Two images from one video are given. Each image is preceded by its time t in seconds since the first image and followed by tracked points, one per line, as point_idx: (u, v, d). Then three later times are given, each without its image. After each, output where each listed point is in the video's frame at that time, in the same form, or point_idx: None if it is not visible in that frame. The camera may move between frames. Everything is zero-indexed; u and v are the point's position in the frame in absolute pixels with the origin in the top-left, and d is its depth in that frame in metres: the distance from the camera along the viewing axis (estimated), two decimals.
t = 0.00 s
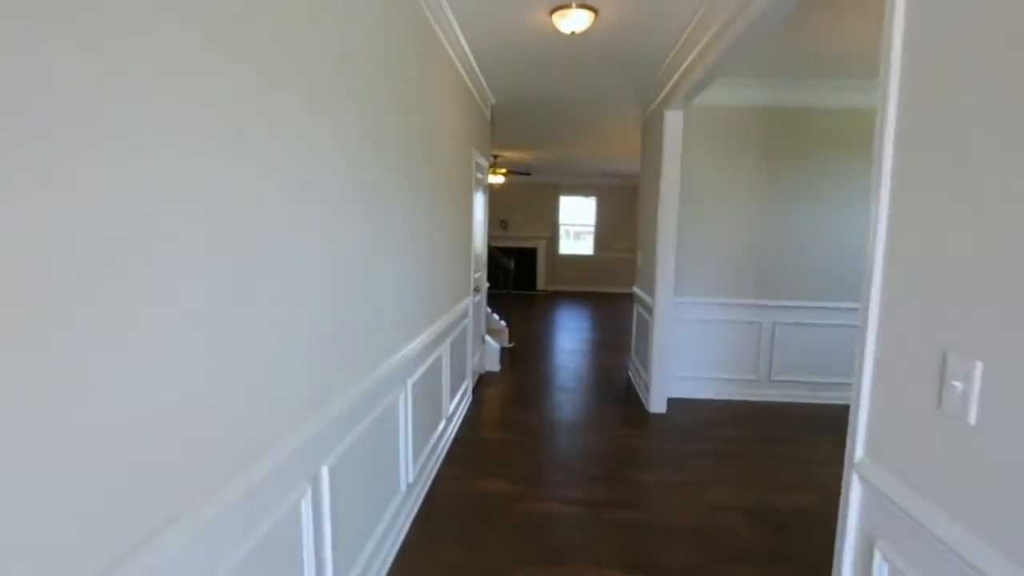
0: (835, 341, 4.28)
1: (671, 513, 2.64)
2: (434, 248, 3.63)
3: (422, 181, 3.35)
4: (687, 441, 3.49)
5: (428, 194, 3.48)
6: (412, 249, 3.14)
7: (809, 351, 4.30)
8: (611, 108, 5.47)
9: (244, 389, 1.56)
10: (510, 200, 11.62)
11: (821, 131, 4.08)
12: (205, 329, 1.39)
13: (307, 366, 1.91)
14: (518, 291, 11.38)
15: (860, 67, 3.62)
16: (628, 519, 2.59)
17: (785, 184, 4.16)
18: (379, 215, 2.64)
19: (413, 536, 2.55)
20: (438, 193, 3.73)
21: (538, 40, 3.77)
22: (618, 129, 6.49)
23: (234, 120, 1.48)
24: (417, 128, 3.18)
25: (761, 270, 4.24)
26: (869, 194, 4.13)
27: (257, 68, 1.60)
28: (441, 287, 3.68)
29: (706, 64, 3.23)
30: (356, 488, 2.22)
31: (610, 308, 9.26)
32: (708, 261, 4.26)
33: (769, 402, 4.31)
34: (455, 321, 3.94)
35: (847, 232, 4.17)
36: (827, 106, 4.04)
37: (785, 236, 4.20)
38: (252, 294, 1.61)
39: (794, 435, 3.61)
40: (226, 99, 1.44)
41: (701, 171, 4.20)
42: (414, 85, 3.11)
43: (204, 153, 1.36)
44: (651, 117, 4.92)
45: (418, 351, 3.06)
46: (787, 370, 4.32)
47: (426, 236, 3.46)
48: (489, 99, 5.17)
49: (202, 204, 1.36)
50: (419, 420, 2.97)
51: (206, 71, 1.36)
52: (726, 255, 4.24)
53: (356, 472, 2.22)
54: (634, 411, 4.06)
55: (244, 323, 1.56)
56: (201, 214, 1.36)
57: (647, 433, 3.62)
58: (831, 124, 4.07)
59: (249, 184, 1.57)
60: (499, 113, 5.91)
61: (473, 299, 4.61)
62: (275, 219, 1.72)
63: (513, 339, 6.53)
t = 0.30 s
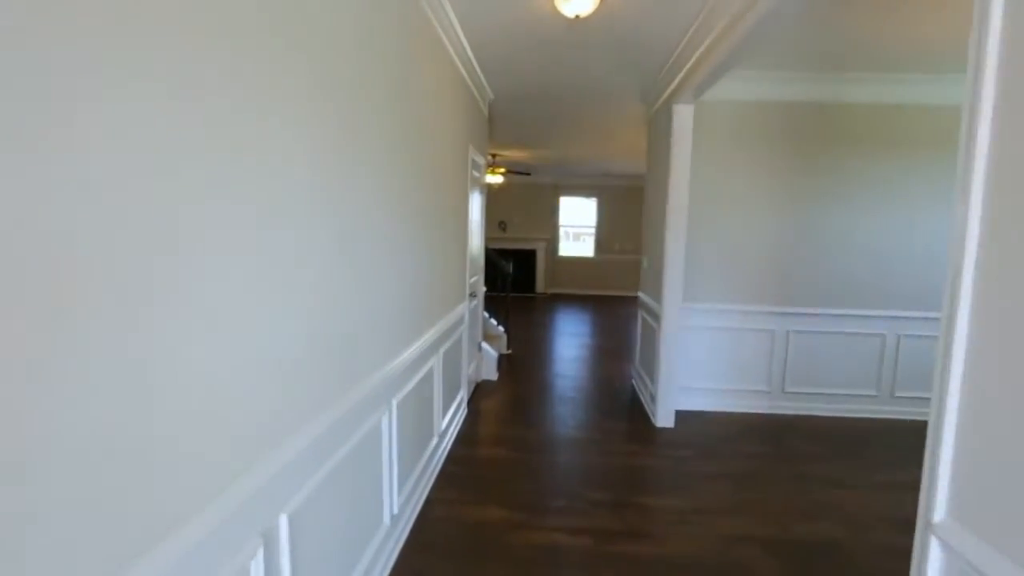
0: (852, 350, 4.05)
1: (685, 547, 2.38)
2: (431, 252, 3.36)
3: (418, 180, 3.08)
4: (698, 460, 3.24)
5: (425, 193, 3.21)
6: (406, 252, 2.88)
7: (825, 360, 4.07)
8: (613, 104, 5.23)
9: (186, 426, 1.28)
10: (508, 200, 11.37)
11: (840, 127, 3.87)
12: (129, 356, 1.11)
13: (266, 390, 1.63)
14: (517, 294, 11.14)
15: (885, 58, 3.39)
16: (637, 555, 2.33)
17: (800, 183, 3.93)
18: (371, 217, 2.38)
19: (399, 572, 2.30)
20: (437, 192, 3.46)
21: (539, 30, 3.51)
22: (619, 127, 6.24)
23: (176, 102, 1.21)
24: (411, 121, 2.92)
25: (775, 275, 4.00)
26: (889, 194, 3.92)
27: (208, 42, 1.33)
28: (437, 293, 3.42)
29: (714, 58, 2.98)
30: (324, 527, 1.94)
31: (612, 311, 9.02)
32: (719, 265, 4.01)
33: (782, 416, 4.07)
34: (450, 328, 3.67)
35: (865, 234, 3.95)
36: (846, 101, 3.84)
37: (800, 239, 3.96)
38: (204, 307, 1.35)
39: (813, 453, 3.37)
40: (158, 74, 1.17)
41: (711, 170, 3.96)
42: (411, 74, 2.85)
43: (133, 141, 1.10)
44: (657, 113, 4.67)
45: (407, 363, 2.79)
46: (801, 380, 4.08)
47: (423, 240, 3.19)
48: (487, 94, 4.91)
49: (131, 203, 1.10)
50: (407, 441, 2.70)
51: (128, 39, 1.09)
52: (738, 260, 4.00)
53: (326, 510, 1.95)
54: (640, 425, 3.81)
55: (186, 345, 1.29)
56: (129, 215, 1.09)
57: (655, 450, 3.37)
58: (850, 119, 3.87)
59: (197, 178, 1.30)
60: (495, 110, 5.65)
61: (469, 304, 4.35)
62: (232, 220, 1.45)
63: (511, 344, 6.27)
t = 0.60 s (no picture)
0: (868, 359, 3.84)
1: None
2: (429, 256, 3.13)
3: (418, 178, 2.84)
4: (709, 479, 3.02)
5: (422, 193, 2.98)
6: (405, 255, 2.65)
7: (840, 370, 3.86)
8: (615, 100, 5.00)
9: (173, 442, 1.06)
10: (504, 201, 11.14)
11: (860, 123, 3.68)
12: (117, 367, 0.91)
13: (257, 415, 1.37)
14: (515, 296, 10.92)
15: (909, 48, 3.18)
16: None
17: (817, 182, 3.72)
18: (371, 218, 2.15)
19: None
20: (435, 191, 3.23)
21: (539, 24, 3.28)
22: (621, 125, 6.02)
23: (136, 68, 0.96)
24: (412, 114, 2.69)
25: (788, 280, 3.78)
26: (910, 195, 3.71)
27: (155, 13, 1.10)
28: (433, 298, 3.18)
29: (726, 47, 2.75)
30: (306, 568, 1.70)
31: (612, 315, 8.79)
32: (728, 269, 3.79)
33: (794, 428, 3.85)
34: (444, 335, 3.43)
35: (885, 237, 3.73)
36: (867, 96, 3.65)
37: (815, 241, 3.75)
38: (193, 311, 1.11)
39: (830, 471, 3.16)
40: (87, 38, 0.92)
41: (722, 167, 3.75)
42: (412, 62, 2.62)
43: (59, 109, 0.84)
44: (663, 110, 4.45)
45: (400, 372, 2.53)
46: (814, 391, 3.87)
47: (421, 243, 2.96)
48: (484, 88, 4.67)
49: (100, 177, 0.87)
50: (395, 462, 2.45)
51: None
52: (750, 263, 3.78)
53: (308, 549, 1.70)
54: (645, 440, 3.58)
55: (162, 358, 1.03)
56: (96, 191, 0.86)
57: (662, 469, 3.14)
58: (871, 115, 3.67)
59: (182, 164, 1.06)
60: (491, 107, 5.41)
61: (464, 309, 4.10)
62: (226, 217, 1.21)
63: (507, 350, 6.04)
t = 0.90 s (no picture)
0: (884, 366, 3.62)
1: None
2: (418, 255, 2.88)
3: (406, 171, 2.59)
4: (718, 498, 2.79)
5: (413, 186, 2.73)
6: (389, 255, 2.40)
7: (854, 378, 3.63)
8: (617, 93, 4.77)
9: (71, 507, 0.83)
10: (500, 198, 10.88)
11: (879, 115, 3.46)
12: None
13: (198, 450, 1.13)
14: (510, 296, 10.70)
15: (935, 34, 2.95)
16: None
17: (832, 178, 3.50)
18: (352, 214, 1.90)
19: None
20: (424, 185, 2.97)
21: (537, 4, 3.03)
22: (622, 119, 5.78)
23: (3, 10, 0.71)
24: (400, 99, 2.44)
25: (800, 282, 3.56)
26: (932, 192, 3.49)
27: None
28: (421, 301, 2.94)
29: (739, 29, 2.52)
30: None
31: (610, 316, 8.58)
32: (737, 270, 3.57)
33: (805, 439, 3.63)
34: (433, 340, 3.17)
35: (904, 237, 3.51)
36: (887, 87, 3.43)
37: (829, 241, 3.53)
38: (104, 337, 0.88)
39: (847, 489, 2.94)
40: None
41: (731, 162, 3.52)
42: (399, 41, 2.37)
43: None
44: (667, 102, 4.22)
45: (382, 384, 2.28)
46: (827, 400, 3.64)
47: (408, 241, 2.71)
48: (479, 78, 4.42)
49: None
50: (376, 483, 2.21)
51: None
52: (760, 264, 3.56)
53: None
54: (647, 452, 3.34)
55: (49, 391, 0.79)
56: None
57: (668, 486, 2.91)
58: (890, 107, 3.45)
59: (80, 136, 0.82)
60: (487, 99, 5.16)
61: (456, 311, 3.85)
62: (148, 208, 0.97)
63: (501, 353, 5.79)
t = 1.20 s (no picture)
0: (898, 370, 3.44)
1: None
2: (409, 254, 2.68)
3: (396, 163, 2.39)
4: (729, 514, 2.61)
5: (403, 179, 2.53)
6: (380, 254, 2.20)
7: (867, 383, 3.46)
8: (616, 86, 4.57)
9: None
10: (494, 196, 10.68)
11: (895, 107, 3.28)
12: None
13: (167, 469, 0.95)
14: (505, 296, 10.50)
15: (958, 20, 2.77)
16: None
17: (845, 174, 3.32)
18: (336, 209, 1.70)
19: None
20: (415, 179, 2.77)
21: None
22: (621, 115, 5.59)
23: None
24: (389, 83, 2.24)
25: (810, 283, 3.38)
26: (951, 188, 3.31)
27: None
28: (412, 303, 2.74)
29: (751, 11, 2.33)
30: None
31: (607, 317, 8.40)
32: (745, 271, 3.39)
33: (815, 448, 3.45)
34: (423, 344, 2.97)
35: (921, 235, 3.33)
36: (905, 76, 3.25)
37: (842, 240, 3.35)
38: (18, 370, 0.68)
39: (864, 503, 2.77)
40: None
41: (739, 156, 3.34)
42: (389, 19, 2.17)
43: None
44: (667, 94, 4.03)
45: (368, 392, 2.08)
46: (838, 407, 3.47)
47: (400, 239, 2.51)
48: (472, 69, 4.22)
49: None
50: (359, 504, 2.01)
51: None
52: (769, 264, 3.38)
53: None
54: (651, 463, 3.16)
55: None
56: None
57: (675, 500, 2.72)
58: (909, 97, 3.27)
59: None
60: (480, 92, 4.95)
61: (449, 312, 3.64)
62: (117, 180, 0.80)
63: (496, 355, 5.60)
